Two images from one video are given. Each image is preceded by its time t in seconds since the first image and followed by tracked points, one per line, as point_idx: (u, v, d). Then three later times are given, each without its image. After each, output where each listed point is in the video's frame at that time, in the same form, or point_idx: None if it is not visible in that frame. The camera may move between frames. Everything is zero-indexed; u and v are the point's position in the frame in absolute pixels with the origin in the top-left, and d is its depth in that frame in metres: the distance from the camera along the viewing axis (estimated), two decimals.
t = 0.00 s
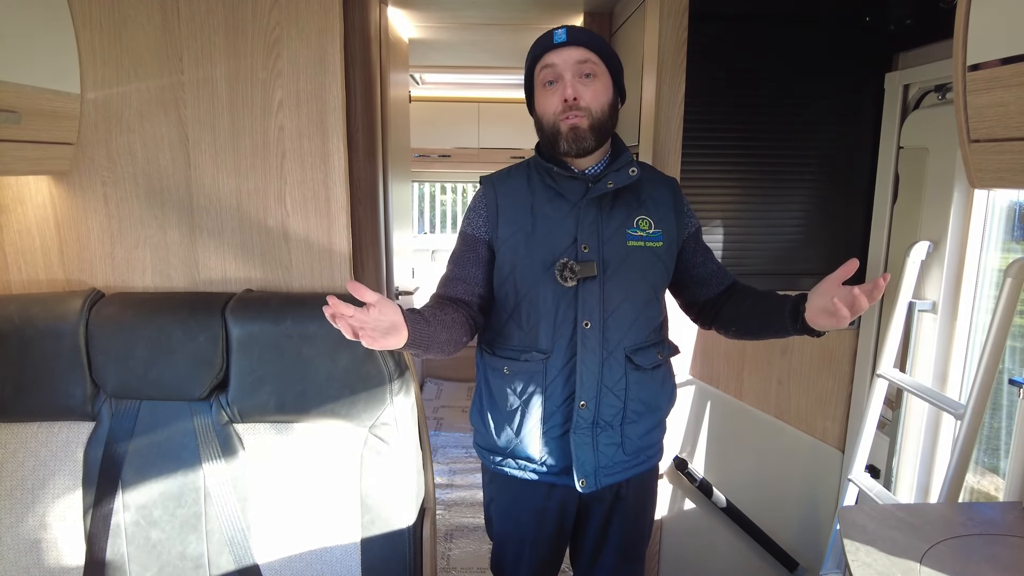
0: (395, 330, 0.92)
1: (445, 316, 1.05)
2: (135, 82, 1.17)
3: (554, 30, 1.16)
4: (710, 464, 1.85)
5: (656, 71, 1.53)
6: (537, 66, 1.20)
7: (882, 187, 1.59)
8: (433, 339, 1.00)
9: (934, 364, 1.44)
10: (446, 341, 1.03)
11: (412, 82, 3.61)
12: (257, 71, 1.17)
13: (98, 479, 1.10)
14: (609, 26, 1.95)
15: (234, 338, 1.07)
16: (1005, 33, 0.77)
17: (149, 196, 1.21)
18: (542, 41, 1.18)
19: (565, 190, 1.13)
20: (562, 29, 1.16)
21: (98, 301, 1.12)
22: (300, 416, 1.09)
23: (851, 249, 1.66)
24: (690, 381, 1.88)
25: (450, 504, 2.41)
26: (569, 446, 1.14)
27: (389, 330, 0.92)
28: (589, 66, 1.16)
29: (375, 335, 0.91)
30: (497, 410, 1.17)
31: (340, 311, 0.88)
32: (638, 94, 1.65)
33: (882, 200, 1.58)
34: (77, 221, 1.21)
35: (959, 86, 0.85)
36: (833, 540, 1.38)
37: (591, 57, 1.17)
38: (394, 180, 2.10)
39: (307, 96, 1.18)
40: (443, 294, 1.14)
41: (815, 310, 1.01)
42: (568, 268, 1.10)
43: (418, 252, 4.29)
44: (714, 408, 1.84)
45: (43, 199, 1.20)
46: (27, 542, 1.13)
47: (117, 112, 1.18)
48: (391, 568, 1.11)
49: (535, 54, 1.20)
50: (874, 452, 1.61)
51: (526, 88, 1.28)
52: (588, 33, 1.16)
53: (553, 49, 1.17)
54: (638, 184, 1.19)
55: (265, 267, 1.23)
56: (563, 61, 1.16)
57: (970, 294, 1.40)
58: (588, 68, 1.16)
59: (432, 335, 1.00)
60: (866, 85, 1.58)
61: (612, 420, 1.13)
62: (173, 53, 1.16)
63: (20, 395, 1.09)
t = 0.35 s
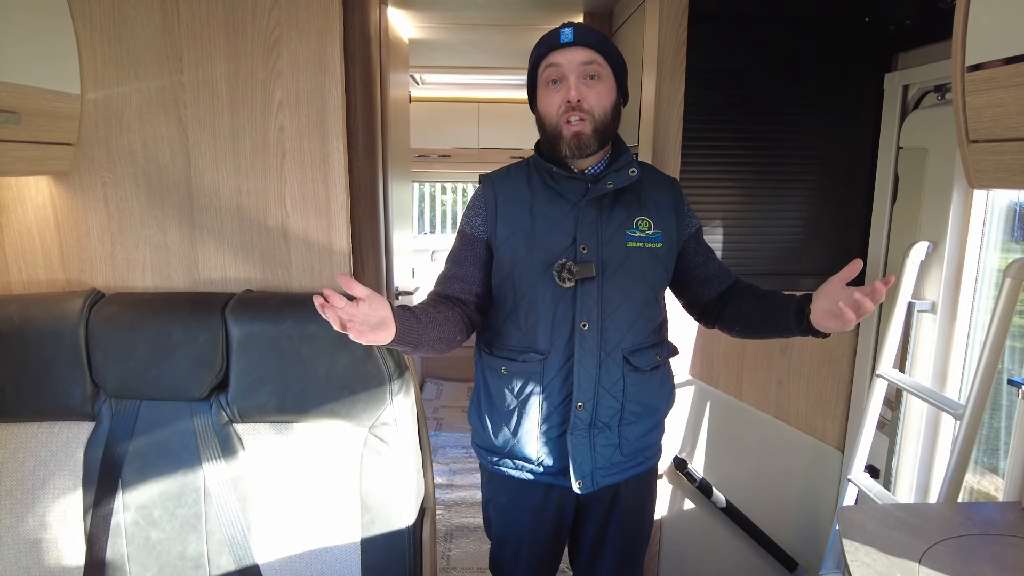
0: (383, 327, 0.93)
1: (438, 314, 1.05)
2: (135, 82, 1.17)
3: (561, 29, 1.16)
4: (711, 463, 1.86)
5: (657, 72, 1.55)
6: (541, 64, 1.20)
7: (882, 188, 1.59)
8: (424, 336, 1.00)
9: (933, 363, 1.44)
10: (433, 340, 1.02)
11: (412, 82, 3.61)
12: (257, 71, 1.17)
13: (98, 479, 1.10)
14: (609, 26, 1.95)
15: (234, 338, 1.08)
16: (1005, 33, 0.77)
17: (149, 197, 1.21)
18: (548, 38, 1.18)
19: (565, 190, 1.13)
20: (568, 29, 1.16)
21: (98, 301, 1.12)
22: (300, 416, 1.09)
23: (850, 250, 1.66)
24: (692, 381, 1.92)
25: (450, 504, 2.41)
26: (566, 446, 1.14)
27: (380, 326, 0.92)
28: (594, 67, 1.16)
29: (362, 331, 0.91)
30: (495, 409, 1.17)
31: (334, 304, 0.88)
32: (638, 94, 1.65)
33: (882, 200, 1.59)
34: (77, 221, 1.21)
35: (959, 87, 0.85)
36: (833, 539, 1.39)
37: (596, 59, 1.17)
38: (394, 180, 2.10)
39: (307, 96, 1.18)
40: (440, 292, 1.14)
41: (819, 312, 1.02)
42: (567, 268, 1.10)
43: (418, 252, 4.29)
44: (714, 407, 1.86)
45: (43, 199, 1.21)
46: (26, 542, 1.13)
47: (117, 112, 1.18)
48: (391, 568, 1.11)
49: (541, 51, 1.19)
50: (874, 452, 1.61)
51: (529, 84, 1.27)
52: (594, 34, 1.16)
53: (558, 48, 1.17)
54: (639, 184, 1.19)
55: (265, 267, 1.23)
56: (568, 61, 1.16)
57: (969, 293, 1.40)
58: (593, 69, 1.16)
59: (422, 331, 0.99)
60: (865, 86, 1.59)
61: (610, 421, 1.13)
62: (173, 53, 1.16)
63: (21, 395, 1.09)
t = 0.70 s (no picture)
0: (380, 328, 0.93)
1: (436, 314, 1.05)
2: (137, 83, 1.17)
3: (567, 26, 1.16)
4: (710, 463, 1.87)
5: (656, 72, 1.55)
6: (546, 60, 1.20)
7: (881, 188, 1.59)
8: (422, 336, 1.00)
9: (933, 364, 1.44)
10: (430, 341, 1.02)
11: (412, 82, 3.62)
12: (259, 72, 1.17)
13: (100, 479, 1.11)
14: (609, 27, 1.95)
15: (235, 338, 1.08)
16: (1004, 35, 0.77)
17: (150, 197, 1.21)
18: (553, 35, 1.18)
19: (565, 190, 1.14)
20: (574, 27, 1.16)
21: (100, 301, 1.13)
22: (301, 416, 1.10)
23: (850, 250, 1.66)
24: (691, 381, 1.90)
25: (450, 504, 2.41)
26: (564, 445, 1.15)
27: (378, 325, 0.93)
28: (598, 66, 1.16)
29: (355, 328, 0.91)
30: (493, 408, 1.17)
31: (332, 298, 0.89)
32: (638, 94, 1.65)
33: (882, 201, 1.59)
34: (79, 221, 1.22)
35: (958, 88, 0.85)
36: (833, 539, 1.39)
37: (600, 58, 1.17)
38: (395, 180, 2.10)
39: (308, 97, 1.18)
40: (440, 291, 1.14)
41: (814, 317, 1.02)
42: (566, 268, 1.10)
43: (418, 252, 4.30)
44: (714, 407, 1.85)
45: (45, 200, 1.21)
46: (28, 541, 1.14)
47: (119, 112, 1.18)
48: (392, 568, 1.11)
49: (545, 48, 1.19)
50: (873, 451, 1.62)
51: (532, 80, 1.27)
52: (599, 34, 1.17)
53: (563, 46, 1.17)
54: (639, 185, 1.19)
55: (266, 267, 1.24)
56: (572, 59, 1.16)
57: (969, 293, 1.40)
58: (597, 69, 1.17)
59: (420, 332, 0.99)
60: (865, 87, 1.59)
61: (608, 421, 1.14)
62: (174, 55, 1.17)
63: (23, 395, 1.09)
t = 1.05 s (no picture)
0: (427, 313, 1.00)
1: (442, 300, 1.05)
2: (138, 84, 1.17)
3: (588, 31, 1.16)
4: (710, 464, 1.79)
5: (657, 73, 1.54)
6: (562, 62, 1.19)
7: (881, 189, 1.60)
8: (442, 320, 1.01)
9: (932, 364, 1.45)
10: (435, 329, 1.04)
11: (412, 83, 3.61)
12: (259, 73, 1.18)
13: (100, 479, 1.11)
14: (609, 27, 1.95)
15: (236, 338, 1.08)
16: (1003, 37, 0.78)
17: (152, 198, 1.21)
18: (572, 37, 1.17)
19: (568, 190, 1.14)
20: (595, 32, 1.16)
21: (101, 301, 1.13)
22: (301, 416, 1.10)
23: (850, 251, 1.66)
24: (690, 381, 1.78)
25: (450, 504, 2.41)
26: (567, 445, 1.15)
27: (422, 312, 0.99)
28: (617, 73, 1.17)
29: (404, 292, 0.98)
30: (495, 407, 1.17)
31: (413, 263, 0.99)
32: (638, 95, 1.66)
33: (881, 202, 1.59)
34: (79, 222, 1.22)
35: (957, 89, 0.85)
36: (833, 540, 1.39)
37: (618, 65, 1.18)
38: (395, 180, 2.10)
39: (309, 97, 1.18)
40: (442, 275, 1.11)
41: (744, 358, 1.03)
42: (569, 267, 1.10)
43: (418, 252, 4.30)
44: (715, 408, 1.76)
45: (46, 200, 1.21)
46: (29, 541, 1.14)
47: (119, 113, 1.18)
48: (392, 568, 1.12)
49: (562, 49, 1.18)
50: (873, 452, 1.62)
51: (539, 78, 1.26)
52: (616, 42, 1.18)
53: (583, 49, 1.16)
54: (640, 185, 1.19)
55: (266, 268, 1.24)
56: (592, 64, 1.16)
57: (968, 293, 1.41)
58: (615, 75, 1.18)
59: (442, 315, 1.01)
60: (865, 88, 1.59)
61: (612, 419, 1.14)
62: (175, 55, 1.17)
63: (24, 396, 1.09)
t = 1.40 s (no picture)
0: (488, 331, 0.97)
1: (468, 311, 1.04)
2: (138, 84, 1.17)
3: (595, 35, 1.15)
4: (710, 464, 1.79)
5: (658, 73, 1.53)
6: (571, 65, 1.19)
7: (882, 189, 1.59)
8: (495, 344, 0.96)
9: (933, 364, 1.45)
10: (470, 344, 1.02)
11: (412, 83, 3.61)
12: (259, 73, 1.17)
13: (100, 479, 1.11)
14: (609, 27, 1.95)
15: (235, 338, 1.08)
16: (1004, 37, 0.77)
17: (152, 197, 1.21)
18: (580, 40, 1.16)
19: (575, 189, 1.14)
20: (603, 36, 1.16)
21: (100, 301, 1.13)
22: (301, 416, 1.09)
23: (851, 251, 1.66)
24: (691, 382, 1.75)
25: (450, 504, 2.41)
26: (578, 444, 1.14)
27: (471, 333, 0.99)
28: (624, 77, 1.17)
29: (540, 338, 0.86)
30: (505, 407, 1.17)
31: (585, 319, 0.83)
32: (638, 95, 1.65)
33: (882, 201, 1.59)
34: (79, 222, 1.22)
35: (958, 89, 0.85)
36: (833, 540, 1.39)
37: (626, 69, 1.18)
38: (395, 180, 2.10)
39: (309, 97, 1.18)
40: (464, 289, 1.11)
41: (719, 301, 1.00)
42: (580, 265, 1.10)
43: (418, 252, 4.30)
44: (716, 408, 1.75)
45: (45, 200, 1.21)
46: (29, 541, 1.14)
47: (119, 113, 1.18)
48: (392, 568, 1.11)
49: (571, 52, 1.17)
50: (873, 452, 1.62)
51: (547, 81, 1.26)
52: (623, 46, 1.18)
53: (592, 53, 1.16)
54: (646, 185, 1.20)
55: (266, 268, 1.24)
56: (601, 68, 1.16)
57: (969, 294, 1.41)
58: (623, 79, 1.17)
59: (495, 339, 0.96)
60: (865, 88, 1.59)
61: (622, 418, 1.14)
62: (175, 55, 1.17)
63: (24, 396, 1.09)
